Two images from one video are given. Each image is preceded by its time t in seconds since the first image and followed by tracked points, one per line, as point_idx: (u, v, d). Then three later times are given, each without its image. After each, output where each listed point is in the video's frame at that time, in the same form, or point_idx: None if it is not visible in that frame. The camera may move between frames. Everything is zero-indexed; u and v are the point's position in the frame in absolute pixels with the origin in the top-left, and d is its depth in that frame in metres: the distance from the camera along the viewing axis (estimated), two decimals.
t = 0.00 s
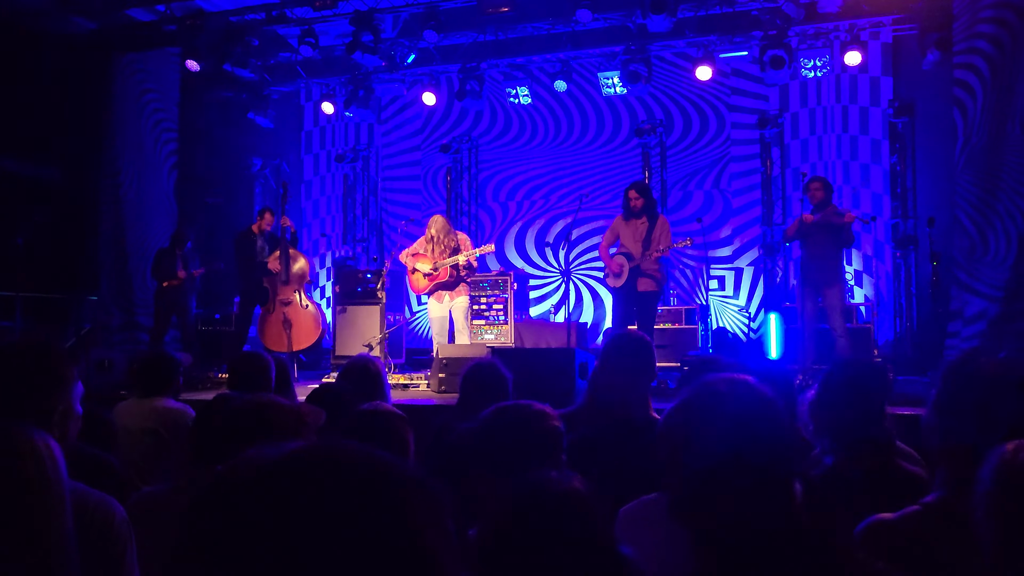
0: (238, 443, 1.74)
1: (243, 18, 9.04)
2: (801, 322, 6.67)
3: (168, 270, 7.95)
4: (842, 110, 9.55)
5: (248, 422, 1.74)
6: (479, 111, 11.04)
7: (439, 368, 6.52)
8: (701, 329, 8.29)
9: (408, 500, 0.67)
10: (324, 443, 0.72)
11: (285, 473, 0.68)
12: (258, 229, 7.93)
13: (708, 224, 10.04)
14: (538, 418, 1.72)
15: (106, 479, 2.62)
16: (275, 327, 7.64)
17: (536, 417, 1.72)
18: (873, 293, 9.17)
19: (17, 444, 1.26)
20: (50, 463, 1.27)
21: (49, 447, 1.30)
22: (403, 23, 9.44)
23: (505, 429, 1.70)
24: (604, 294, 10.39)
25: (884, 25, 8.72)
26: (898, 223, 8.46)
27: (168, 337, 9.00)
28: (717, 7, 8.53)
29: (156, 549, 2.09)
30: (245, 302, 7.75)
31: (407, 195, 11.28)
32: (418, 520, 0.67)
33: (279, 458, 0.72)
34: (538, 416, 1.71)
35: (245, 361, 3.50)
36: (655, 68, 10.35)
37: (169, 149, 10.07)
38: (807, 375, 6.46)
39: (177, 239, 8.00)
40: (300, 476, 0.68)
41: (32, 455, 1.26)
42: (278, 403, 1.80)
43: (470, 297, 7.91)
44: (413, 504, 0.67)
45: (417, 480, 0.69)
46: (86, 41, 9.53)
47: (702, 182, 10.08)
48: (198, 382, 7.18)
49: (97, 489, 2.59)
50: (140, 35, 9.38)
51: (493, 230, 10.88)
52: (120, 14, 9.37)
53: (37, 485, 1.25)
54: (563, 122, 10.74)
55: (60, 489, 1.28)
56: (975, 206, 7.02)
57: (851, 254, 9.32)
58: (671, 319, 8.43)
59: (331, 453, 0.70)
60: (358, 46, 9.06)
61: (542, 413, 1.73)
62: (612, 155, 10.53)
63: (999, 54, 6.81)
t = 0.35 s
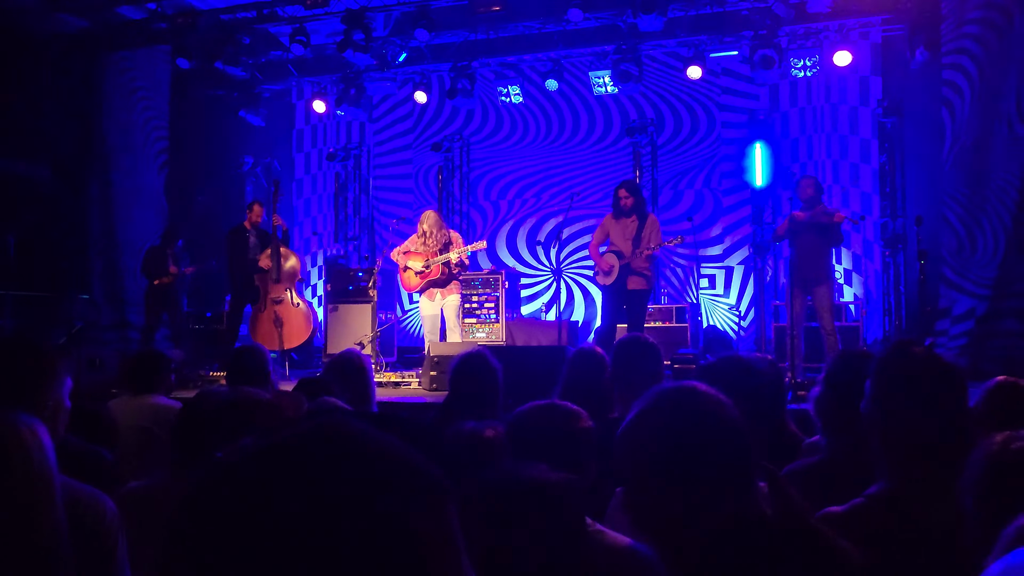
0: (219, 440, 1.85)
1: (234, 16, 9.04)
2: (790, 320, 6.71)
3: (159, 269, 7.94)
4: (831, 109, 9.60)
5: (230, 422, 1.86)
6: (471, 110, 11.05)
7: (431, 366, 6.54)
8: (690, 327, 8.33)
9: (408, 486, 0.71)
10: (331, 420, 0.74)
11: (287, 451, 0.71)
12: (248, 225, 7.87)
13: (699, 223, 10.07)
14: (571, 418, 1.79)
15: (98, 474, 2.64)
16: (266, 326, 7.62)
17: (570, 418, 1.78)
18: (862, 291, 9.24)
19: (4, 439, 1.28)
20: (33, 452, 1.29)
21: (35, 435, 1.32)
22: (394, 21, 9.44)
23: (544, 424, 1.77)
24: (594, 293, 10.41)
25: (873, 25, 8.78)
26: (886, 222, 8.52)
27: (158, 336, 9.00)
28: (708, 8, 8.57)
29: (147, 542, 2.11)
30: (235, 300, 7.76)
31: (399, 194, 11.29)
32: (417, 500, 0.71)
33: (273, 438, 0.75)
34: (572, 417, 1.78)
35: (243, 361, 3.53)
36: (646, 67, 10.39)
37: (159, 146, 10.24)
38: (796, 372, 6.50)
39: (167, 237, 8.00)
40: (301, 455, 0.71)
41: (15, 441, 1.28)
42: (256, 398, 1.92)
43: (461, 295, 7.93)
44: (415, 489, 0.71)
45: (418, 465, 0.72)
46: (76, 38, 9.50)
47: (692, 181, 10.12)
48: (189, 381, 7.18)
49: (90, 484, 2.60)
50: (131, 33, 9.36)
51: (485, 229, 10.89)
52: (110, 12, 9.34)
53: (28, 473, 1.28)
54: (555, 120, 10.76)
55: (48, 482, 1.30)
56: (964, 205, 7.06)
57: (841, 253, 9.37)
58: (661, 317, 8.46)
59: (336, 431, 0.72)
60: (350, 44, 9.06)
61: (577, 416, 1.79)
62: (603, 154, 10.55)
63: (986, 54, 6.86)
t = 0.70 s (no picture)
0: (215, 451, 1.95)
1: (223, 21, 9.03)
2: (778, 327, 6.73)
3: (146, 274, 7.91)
4: (819, 117, 9.65)
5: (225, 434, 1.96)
6: (460, 116, 11.06)
7: (419, 373, 6.54)
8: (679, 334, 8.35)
9: (395, 502, 0.83)
10: (326, 448, 0.88)
11: (289, 474, 0.84)
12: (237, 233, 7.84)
13: (687, 229, 10.10)
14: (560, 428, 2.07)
15: (85, 484, 2.64)
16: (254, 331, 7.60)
17: (558, 430, 2.06)
18: (849, 298, 9.30)
19: (5, 453, 1.29)
20: (35, 468, 1.31)
21: (33, 450, 1.34)
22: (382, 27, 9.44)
23: (533, 435, 2.05)
24: (583, 299, 10.42)
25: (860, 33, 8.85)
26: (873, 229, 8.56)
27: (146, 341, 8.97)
28: (696, 15, 8.61)
29: (132, 555, 2.11)
30: (223, 306, 7.74)
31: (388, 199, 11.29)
32: (406, 516, 0.83)
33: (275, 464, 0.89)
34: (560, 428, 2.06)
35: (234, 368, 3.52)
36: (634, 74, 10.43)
37: (148, 151, 10.04)
38: (784, 380, 6.52)
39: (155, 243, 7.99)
40: (301, 476, 0.84)
41: (18, 459, 1.29)
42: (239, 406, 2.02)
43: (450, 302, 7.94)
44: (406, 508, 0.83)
45: (405, 484, 0.85)
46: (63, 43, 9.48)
47: (681, 188, 10.15)
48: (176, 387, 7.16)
49: (77, 495, 2.60)
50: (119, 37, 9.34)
51: (473, 235, 10.89)
52: (97, 16, 9.32)
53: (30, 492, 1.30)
54: (543, 126, 10.78)
55: (49, 498, 1.34)
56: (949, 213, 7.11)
57: (828, 259, 9.43)
58: (650, 323, 8.48)
59: (330, 456, 0.86)
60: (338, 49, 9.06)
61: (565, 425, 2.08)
62: (592, 160, 10.58)
63: (971, 63, 6.92)
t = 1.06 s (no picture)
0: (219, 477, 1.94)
1: (226, 31, 9.05)
2: (779, 338, 6.73)
3: (148, 284, 7.91)
4: (819, 129, 9.67)
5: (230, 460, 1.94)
6: (461, 126, 11.09)
7: (421, 384, 6.54)
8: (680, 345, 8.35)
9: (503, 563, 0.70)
10: (366, 483, 0.91)
11: (328, 503, 0.87)
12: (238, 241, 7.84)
13: (688, 240, 10.11)
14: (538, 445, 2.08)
15: (89, 497, 2.64)
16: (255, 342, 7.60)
17: (537, 447, 2.06)
18: (850, 310, 9.29)
19: (16, 470, 1.29)
20: (50, 490, 1.31)
21: (51, 473, 1.33)
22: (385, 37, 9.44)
23: (517, 449, 2.06)
24: (584, 309, 10.41)
25: (861, 45, 8.89)
26: (874, 241, 8.57)
27: (147, 350, 8.96)
28: (698, 27, 8.64)
29: (139, 571, 2.10)
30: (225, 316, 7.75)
31: (389, 209, 11.31)
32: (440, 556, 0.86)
33: (313, 495, 0.91)
34: (538, 446, 2.06)
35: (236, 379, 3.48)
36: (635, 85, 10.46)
37: (149, 160, 10.06)
38: (786, 392, 6.50)
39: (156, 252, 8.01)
40: (342, 504, 0.87)
41: (35, 481, 1.29)
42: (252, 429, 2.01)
43: (451, 312, 7.91)
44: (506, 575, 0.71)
45: (442, 526, 0.89)
46: (65, 52, 9.47)
47: (681, 199, 10.17)
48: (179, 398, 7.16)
49: (81, 506, 2.61)
50: (121, 47, 9.35)
51: (475, 245, 10.90)
52: (99, 26, 9.32)
53: (36, 506, 1.29)
54: (544, 137, 10.80)
55: (63, 518, 1.34)
56: (950, 225, 7.10)
57: (828, 271, 9.41)
58: (651, 334, 8.48)
59: (370, 490, 0.90)
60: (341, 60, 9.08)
61: (543, 442, 2.08)
62: (593, 171, 10.60)
63: (972, 76, 6.93)
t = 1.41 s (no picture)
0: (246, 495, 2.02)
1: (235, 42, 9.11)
2: (785, 356, 6.70)
3: (154, 293, 7.91)
4: (827, 145, 9.63)
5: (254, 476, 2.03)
6: (468, 139, 11.11)
7: (425, 398, 6.52)
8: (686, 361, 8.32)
9: None
10: (388, 522, 0.90)
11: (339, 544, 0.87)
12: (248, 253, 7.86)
13: (694, 256, 10.09)
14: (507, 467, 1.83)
15: (94, 512, 2.63)
16: (260, 353, 7.59)
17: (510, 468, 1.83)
18: (856, 327, 9.22)
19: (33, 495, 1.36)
20: (58, 510, 1.37)
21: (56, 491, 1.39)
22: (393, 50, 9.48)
23: (484, 482, 1.80)
24: (589, 323, 10.37)
25: (868, 62, 8.90)
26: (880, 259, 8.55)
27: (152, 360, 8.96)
28: (705, 42, 8.65)
29: None
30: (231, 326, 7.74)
31: (395, 221, 11.30)
32: None
33: (336, 535, 0.91)
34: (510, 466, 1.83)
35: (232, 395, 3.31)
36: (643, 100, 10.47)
37: (158, 170, 10.17)
38: (792, 410, 6.47)
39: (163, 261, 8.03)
40: (363, 547, 0.87)
41: (43, 502, 1.35)
42: (263, 450, 2.10)
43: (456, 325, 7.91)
44: None
45: (451, 554, 0.88)
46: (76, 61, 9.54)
47: (688, 215, 10.16)
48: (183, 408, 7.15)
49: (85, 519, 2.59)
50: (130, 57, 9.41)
51: (480, 258, 10.89)
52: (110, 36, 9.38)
53: (53, 531, 1.36)
54: (551, 151, 10.81)
55: (71, 537, 1.39)
56: (957, 243, 7.06)
57: (835, 288, 9.37)
58: (656, 350, 8.46)
59: (387, 528, 0.90)
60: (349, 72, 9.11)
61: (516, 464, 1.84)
62: (599, 185, 10.59)
63: (981, 95, 6.92)
